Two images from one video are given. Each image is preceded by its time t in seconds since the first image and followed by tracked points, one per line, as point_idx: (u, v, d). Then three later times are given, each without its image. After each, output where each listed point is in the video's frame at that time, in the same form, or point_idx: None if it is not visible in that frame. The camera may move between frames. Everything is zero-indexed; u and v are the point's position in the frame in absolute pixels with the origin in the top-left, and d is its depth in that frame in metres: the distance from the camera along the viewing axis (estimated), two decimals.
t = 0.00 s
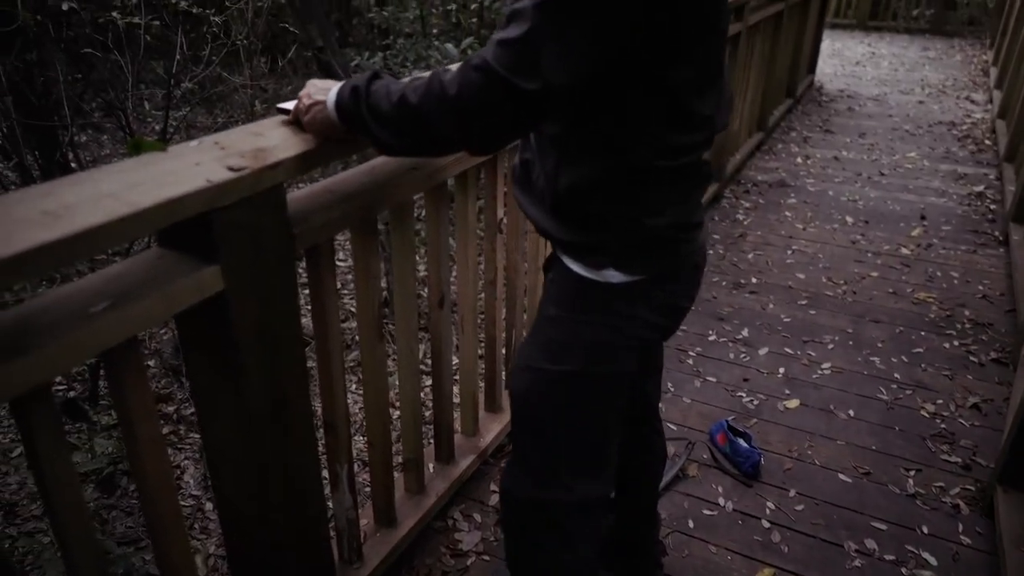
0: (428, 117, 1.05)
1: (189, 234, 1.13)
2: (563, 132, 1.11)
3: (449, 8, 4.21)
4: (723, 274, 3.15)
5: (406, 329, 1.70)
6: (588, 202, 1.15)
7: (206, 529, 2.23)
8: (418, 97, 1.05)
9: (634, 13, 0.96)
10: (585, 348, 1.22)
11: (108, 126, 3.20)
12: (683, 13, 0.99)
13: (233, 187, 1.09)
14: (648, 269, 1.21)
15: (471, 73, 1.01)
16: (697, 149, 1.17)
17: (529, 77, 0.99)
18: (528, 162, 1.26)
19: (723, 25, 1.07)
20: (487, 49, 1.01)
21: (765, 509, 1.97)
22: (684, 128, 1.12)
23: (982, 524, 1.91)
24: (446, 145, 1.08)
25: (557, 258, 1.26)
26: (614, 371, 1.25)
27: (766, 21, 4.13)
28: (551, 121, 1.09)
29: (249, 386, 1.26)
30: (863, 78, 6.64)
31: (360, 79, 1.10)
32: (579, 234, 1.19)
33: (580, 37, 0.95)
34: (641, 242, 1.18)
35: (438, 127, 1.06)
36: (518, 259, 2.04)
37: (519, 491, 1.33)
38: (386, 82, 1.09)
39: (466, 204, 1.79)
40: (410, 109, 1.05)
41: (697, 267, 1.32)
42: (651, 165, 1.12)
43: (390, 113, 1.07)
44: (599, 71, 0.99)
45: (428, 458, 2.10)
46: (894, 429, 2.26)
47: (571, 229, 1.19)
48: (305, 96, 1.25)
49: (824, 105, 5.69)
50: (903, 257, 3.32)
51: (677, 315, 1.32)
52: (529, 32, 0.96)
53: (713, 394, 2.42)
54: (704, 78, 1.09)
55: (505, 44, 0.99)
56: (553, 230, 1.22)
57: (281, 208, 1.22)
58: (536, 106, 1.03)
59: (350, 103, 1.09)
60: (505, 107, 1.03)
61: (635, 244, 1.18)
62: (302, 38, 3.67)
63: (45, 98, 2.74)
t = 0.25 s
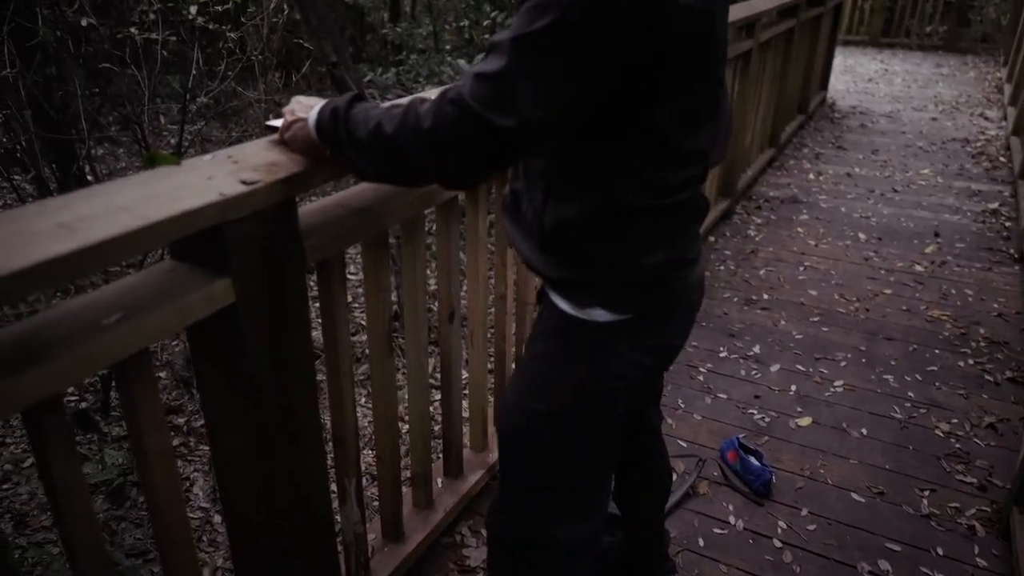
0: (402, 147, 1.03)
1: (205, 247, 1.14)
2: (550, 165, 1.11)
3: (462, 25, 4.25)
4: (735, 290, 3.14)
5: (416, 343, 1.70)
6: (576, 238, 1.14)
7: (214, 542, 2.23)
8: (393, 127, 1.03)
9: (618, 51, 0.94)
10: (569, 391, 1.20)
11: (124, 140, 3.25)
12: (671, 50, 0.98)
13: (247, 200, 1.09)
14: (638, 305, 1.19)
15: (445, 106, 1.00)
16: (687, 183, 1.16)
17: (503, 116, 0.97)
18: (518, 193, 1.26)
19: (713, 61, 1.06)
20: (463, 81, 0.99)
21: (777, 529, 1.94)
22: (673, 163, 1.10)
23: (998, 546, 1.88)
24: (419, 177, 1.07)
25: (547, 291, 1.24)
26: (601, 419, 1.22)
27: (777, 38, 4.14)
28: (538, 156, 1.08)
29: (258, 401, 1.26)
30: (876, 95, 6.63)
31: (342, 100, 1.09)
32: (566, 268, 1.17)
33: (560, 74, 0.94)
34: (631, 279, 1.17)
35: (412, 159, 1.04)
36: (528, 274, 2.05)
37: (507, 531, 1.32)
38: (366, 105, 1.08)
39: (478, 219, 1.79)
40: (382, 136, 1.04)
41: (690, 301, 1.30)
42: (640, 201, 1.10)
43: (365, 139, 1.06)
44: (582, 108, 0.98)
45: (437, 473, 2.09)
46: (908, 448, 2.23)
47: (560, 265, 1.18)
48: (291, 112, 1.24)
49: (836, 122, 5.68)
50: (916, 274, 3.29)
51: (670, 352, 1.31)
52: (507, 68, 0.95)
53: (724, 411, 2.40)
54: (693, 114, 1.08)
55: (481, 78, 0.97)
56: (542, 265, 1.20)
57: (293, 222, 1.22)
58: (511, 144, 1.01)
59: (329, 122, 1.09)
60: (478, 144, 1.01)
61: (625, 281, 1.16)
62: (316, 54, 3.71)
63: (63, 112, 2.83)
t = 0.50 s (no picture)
0: (367, 186, 0.96)
1: (217, 260, 1.15)
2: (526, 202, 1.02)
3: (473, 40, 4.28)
4: (744, 306, 3.13)
5: (424, 358, 1.70)
6: (554, 283, 1.06)
7: (220, 555, 2.23)
8: (358, 165, 0.96)
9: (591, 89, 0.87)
10: (548, 435, 1.12)
11: (137, 153, 3.30)
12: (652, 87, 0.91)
13: (258, 213, 1.10)
14: (621, 353, 1.11)
15: (408, 147, 0.93)
16: (676, 225, 1.07)
17: (465, 160, 0.89)
18: (496, 228, 1.15)
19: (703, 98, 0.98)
20: (429, 120, 0.92)
21: (786, 548, 1.92)
22: (659, 205, 1.02)
23: (1012, 568, 1.85)
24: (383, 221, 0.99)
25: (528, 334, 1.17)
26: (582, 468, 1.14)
27: (787, 54, 4.15)
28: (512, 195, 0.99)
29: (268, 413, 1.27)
30: (887, 111, 6.63)
31: (313, 129, 1.02)
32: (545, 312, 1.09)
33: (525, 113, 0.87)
34: (613, 327, 1.08)
35: (375, 201, 0.97)
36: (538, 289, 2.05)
37: None
38: (338, 137, 1.00)
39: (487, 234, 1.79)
40: (345, 173, 0.97)
41: (681, 349, 1.22)
42: (621, 245, 1.02)
43: (332, 173, 0.99)
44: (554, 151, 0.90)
45: (444, 488, 2.08)
46: (920, 467, 2.21)
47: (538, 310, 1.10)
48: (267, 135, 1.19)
49: (847, 138, 5.67)
50: (928, 291, 3.27)
51: (657, 396, 1.24)
52: (470, 109, 0.87)
53: (733, 428, 2.38)
54: (680, 153, 0.99)
55: (444, 118, 0.90)
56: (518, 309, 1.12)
57: (303, 236, 1.23)
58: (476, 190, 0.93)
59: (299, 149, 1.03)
60: (439, 189, 0.93)
61: (606, 329, 1.08)
62: (328, 69, 3.75)
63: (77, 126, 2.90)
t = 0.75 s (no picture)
0: (331, 222, 0.95)
1: (226, 274, 1.15)
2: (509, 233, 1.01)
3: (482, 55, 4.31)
4: (754, 321, 3.11)
5: (432, 372, 1.69)
6: (536, 311, 1.04)
7: (225, 569, 2.22)
8: (321, 199, 0.95)
9: (559, 123, 0.84)
10: (544, 454, 1.10)
11: (149, 167, 3.33)
12: (625, 114, 0.88)
13: (268, 227, 1.10)
14: (608, 383, 1.09)
15: (370, 183, 0.91)
16: (663, 252, 1.04)
17: (425, 200, 0.87)
18: (481, 257, 1.14)
19: (683, 122, 0.95)
20: (391, 155, 0.90)
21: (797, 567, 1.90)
22: (643, 233, 0.99)
23: None
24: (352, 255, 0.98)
25: (515, 359, 1.16)
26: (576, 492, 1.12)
27: (796, 70, 4.15)
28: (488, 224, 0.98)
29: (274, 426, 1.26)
30: (896, 127, 6.62)
31: (282, 162, 1.00)
32: (530, 341, 1.08)
33: (495, 151, 0.84)
34: (598, 357, 1.06)
35: (342, 236, 0.95)
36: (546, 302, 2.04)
37: None
38: (308, 167, 0.99)
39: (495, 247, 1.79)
40: (311, 207, 0.96)
41: (678, 374, 1.18)
42: (603, 274, 1.00)
43: (299, 207, 0.97)
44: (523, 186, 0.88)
45: (450, 503, 2.07)
46: (933, 486, 2.18)
47: (522, 337, 1.08)
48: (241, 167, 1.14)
49: (856, 153, 5.66)
50: (939, 307, 3.25)
51: (657, 434, 1.19)
52: (433, 144, 0.85)
53: (743, 445, 2.36)
54: (661, 179, 0.97)
55: (406, 155, 0.87)
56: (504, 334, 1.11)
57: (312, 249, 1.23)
58: (442, 231, 0.90)
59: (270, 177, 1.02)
60: (404, 227, 0.91)
61: (590, 359, 1.06)
62: (338, 84, 3.77)
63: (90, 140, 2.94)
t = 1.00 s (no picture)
0: (300, 250, 0.94)
1: (234, 287, 1.15)
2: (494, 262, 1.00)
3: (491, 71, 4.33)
4: (763, 337, 3.10)
5: (439, 386, 1.69)
6: (521, 339, 1.02)
7: None
8: (291, 229, 0.94)
9: (531, 148, 0.83)
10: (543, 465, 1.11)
11: (160, 180, 3.36)
12: (601, 138, 0.86)
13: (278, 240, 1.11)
14: (600, 412, 1.07)
15: (340, 213, 0.90)
16: (654, 279, 1.01)
17: (394, 227, 0.86)
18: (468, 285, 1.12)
19: (668, 145, 0.93)
20: (361, 183, 0.89)
21: None
22: (629, 259, 0.97)
23: None
24: (325, 284, 0.95)
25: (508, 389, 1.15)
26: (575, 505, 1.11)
27: (804, 86, 4.16)
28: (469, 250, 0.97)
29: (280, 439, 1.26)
30: (904, 142, 6.61)
31: (253, 189, 0.98)
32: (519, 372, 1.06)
33: (463, 179, 0.83)
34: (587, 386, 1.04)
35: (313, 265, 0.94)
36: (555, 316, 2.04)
37: None
38: (280, 194, 0.98)
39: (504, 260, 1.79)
40: (281, 236, 0.95)
41: (678, 404, 1.14)
42: (587, 302, 0.97)
43: (271, 237, 0.95)
44: (495, 212, 0.86)
45: (457, 518, 2.06)
46: (945, 505, 2.15)
47: (509, 365, 1.07)
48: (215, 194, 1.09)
49: (865, 168, 5.66)
50: (950, 323, 3.23)
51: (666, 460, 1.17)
52: (402, 172, 0.84)
53: (752, 462, 2.34)
54: (647, 204, 0.94)
55: (376, 181, 0.86)
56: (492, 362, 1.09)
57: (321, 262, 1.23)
58: (412, 260, 0.89)
59: (244, 202, 1.00)
60: (374, 256, 0.89)
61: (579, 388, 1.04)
62: (348, 99, 3.80)
63: (101, 154, 2.97)
